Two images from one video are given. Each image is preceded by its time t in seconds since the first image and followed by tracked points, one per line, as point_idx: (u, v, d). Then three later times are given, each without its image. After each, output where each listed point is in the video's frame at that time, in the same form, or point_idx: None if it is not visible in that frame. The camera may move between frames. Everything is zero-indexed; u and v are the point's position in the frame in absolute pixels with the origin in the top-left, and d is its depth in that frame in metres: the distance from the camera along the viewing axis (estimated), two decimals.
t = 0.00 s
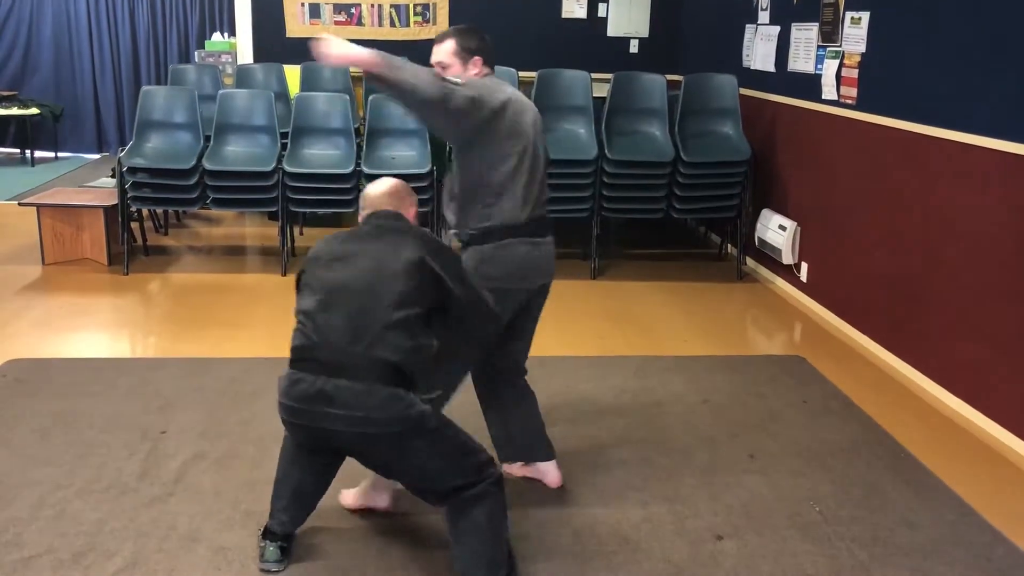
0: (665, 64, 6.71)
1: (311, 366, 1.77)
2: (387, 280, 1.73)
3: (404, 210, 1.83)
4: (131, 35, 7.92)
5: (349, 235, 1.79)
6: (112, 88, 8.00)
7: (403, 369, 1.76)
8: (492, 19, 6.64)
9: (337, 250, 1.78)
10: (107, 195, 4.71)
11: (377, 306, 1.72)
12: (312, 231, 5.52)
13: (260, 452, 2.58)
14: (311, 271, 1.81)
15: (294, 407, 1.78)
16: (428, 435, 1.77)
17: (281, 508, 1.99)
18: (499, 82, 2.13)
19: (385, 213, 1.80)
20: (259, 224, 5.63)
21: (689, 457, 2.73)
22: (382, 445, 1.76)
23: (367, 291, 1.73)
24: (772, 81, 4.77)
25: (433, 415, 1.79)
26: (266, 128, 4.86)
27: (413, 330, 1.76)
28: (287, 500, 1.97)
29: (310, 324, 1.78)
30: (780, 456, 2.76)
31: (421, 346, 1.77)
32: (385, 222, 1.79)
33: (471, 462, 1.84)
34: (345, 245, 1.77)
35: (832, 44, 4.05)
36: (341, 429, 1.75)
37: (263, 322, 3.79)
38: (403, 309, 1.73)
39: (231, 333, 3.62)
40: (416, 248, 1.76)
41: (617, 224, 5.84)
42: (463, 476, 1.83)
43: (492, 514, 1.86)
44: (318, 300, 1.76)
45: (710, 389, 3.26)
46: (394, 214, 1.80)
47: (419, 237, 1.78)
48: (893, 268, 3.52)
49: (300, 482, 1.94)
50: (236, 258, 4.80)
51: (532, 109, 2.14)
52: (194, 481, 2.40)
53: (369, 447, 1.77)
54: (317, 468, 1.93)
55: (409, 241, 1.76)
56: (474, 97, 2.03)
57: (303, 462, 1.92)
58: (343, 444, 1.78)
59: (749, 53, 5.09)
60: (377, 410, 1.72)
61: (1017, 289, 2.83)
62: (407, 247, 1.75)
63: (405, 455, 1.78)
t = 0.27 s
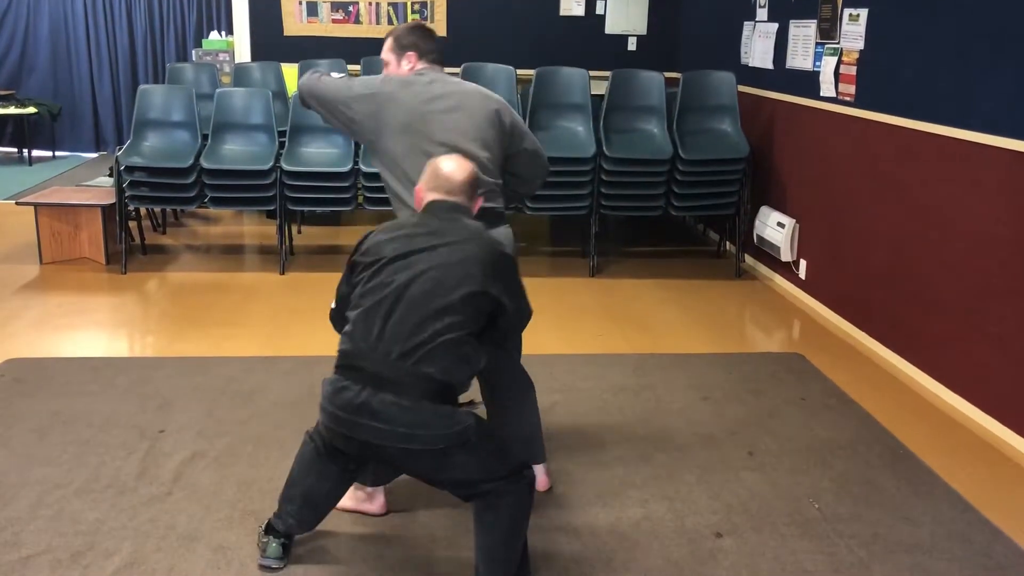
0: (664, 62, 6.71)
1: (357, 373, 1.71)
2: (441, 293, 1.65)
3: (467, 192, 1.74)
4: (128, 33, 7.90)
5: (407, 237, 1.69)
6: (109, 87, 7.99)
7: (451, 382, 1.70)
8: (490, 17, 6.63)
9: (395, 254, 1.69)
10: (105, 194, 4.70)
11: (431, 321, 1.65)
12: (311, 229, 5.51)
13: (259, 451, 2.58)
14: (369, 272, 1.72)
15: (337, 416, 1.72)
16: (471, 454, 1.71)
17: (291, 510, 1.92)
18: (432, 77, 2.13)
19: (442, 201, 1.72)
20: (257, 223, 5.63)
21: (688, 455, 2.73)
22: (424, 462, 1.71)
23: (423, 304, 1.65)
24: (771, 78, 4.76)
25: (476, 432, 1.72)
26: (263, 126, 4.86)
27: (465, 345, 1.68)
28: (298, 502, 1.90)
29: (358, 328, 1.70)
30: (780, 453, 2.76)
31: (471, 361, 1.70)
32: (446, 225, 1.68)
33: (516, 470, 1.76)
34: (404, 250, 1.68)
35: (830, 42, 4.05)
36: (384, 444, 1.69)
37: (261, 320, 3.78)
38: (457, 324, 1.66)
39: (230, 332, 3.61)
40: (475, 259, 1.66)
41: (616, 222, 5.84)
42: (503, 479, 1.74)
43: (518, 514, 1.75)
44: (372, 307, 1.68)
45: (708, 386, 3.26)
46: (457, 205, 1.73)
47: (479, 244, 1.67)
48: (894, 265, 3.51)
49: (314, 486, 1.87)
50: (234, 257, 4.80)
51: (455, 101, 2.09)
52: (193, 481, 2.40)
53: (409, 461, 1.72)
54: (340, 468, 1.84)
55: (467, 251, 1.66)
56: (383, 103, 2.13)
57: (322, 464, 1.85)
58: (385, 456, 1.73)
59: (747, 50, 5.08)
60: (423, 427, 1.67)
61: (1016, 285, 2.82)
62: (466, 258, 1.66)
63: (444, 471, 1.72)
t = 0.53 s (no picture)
0: (665, 60, 6.70)
1: (405, 337, 1.66)
2: (501, 253, 1.59)
3: (511, 122, 1.66)
4: (129, 31, 7.89)
5: (459, 190, 1.60)
6: (110, 85, 7.99)
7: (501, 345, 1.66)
8: (492, 15, 6.62)
9: (452, 207, 1.59)
10: (106, 192, 4.70)
11: (491, 283, 1.59)
12: (312, 228, 5.51)
13: (260, 450, 2.58)
14: (418, 224, 1.61)
15: (385, 380, 1.67)
16: (519, 419, 1.71)
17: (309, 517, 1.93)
18: (394, 86, 2.16)
19: (488, 140, 1.63)
20: (258, 221, 5.62)
21: (689, 454, 2.73)
22: (472, 430, 1.67)
23: (484, 264, 1.58)
24: (772, 77, 4.75)
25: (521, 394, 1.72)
26: (265, 125, 4.85)
27: (521, 307, 1.64)
28: (338, 513, 1.90)
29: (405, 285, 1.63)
30: (782, 452, 2.75)
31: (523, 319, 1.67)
32: (507, 178, 1.60)
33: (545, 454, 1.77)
34: (461, 203, 1.59)
35: (832, 40, 4.04)
36: (435, 412, 1.66)
37: (262, 319, 3.78)
38: (517, 286, 1.61)
39: (231, 331, 3.61)
40: (537, 219, 1.60)
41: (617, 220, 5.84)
42: (521, 481, 1.71)
43: (524, 526, 1.72)
44: (427, 265, 1.60)
45: (710, 385, 3.25)
46: (505, 145, 1.65)
47: (539, 201, 1.60)
48: (897, 262, 3.50)
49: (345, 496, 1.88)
50: (235, 255, 4.79)
51: (411, 105, 2.11)
52: (193, 479, 2.40)
53: (452, 429, 1.68)
54: (365, 463, 1.84)
55: (527, 209, 1.59)
56: (349, 120, 2.18)
57: (342, 465, 1.85)
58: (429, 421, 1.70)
59: (749, 48, 5.07)
60: (474, 393, 1.64)
61: (1018, 285, 2.82)
62: (528, 216, 1.60)
63: (486, 442, 1.69)
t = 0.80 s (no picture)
0: (670, 60, 6.69)
1: (418, 327, 1.65)
2: (513, 237, 1.58)
3: (502, 91, 1.65)
4: (134, 30, 7.90)
5: (466, 174, 1.58)
6: (115, 83, 7.99)
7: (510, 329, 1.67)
8: (497, 14, 6.62)
9: (460, 193, 1.57)
10: (110, 190, 4.70)
11: (504, 267, 1.59)
12: (315, 227, 5.51)
13: (263, 449, 2.58)
14: (425, 212, 1.59)
15: (396, 371, 1.67)
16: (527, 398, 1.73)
17: (319, 523, 1.92)
18: (401, 86, 2.15)
19: (482, 114, 1.64)
20: (262, 220, 5.63)
21: (693, 455, 2.72)
22: (486, 418, 1.68)
23: (496, 249, 1.58)
24: (777, 77, 4.75)
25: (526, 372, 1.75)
26: (268, 124, 4.85)
27: (531, 287, 1.65)
28: (341, 527, 1.90)
29: (416, 275, 1.62)
30: (786, 453, 2.75)
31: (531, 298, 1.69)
32: (513, 160, 1.59)
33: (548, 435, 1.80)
34: (470, 189, 1.57)
35: (837, 40, 4.03)
36: (450, 401, 1.66)
37: (265, 318, 3.78)
38: (528, 267, 1.61)
39: (234, 329, 3.61)
40: (545, 198, 1.61)
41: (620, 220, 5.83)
42: (529, 474, 1.71)
43: (529, 525, 1.73)
44: (438, 254, 1.59)
45: (713, 386, 3.25)
46: (498, 118, 1.65)
47: (546, 181, 1.61)
48: (900, 262, 3.50)
49: (351, 510, 1.88)
50: (239, 254, 4.80)
51: (417, 107, 2.11)
52: (196, 478, 2.40)
53: (464, 419, 1.68)
54: (377, 465, 1.82)
55: (536, 190, 1.60)
56: (359, 121, 2.18)
57: (354, 468, 1.83)
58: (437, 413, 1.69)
59: (754, 49, 5.06)
60: (490, 377, 1.65)
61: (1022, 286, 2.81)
62: (536, 197, 1.60)
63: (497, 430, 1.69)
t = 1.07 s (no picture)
0: (674, 62, 6.68)
1: (416, 324, 1.65)
2: (508, 232, 1.57)
3: (500, 81, 1.64)
4: (138, 30, 7.91)
5: (460, 169, 1.57)
6: (119, 83, 8.00)
7: (508, 324, 1.66)
8: (501, 15, 6.61)
9: (454, 189, 1.56)
10: (114, 190, 4.71)
11: (500, 262, 1.58)
12: (319, 227, 5.51)
13: (265, 449, 2.58)
14: (420, 209, 1.58)
15: (396, 367, 1.67)
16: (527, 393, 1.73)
17: (330, 525, 1.92)
18: (412, 85, 2.15)
19: (478, 108, 1.62)
20: (265, 220, 5.63)
21: (696, 457, 2.71)
22: (485, 414, 1.67)
23: (492, 244, 1.57)
24: (781, 79, 4.74)
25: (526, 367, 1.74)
26: (272, 124, 4.85)
27: (528, 281, 1.64)
28: (344, 526, 1.91)
29: (412, 272, 1.62)
30: (789, 455, 2.74)
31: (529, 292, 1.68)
32: (507, 154, 1.58)
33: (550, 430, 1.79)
34: (463, 185, 1.56)
35: (842, 42, 4.02)
36: (448, 397, 1.65)
37: (268, 318, 3.78)
38: (524, 262, 1.61)
39: (237, 330, 3.61)
40: (541, 193, 1.59)
41: (624, 222, 5.82)
42: (529, 473, 1.71)
43: (532, 525, 1.72)
44: (433, 250, 1.58)
45: (717, 388, 3.24)
46: (494, 111, 1.63)
47: (541, 174, 1.59)
48: (904, 263, 3.49)
49: (355, 509, 1.89)
50: (242, 254, 4.80)
51: (428, 105, 2.11)
52: (199, 478, 2.40)
53: (464, 416, 1.68)
54: (383, 462, 1.83)
55: (531, 184, 1.58)
56: (366, 118, 2.16)
57: (360, 464, 1.84)
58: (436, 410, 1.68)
59: (758, 50, 5.06)
60: (487, 373, 1.64)
61: None
62: (531, 191, 1.59)
63: (497, 426, 1.69)
